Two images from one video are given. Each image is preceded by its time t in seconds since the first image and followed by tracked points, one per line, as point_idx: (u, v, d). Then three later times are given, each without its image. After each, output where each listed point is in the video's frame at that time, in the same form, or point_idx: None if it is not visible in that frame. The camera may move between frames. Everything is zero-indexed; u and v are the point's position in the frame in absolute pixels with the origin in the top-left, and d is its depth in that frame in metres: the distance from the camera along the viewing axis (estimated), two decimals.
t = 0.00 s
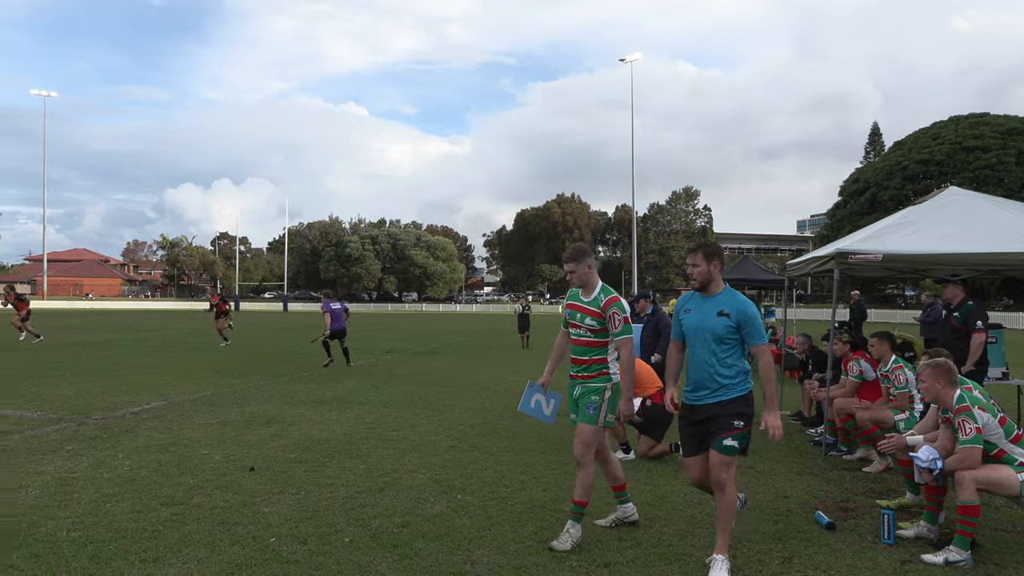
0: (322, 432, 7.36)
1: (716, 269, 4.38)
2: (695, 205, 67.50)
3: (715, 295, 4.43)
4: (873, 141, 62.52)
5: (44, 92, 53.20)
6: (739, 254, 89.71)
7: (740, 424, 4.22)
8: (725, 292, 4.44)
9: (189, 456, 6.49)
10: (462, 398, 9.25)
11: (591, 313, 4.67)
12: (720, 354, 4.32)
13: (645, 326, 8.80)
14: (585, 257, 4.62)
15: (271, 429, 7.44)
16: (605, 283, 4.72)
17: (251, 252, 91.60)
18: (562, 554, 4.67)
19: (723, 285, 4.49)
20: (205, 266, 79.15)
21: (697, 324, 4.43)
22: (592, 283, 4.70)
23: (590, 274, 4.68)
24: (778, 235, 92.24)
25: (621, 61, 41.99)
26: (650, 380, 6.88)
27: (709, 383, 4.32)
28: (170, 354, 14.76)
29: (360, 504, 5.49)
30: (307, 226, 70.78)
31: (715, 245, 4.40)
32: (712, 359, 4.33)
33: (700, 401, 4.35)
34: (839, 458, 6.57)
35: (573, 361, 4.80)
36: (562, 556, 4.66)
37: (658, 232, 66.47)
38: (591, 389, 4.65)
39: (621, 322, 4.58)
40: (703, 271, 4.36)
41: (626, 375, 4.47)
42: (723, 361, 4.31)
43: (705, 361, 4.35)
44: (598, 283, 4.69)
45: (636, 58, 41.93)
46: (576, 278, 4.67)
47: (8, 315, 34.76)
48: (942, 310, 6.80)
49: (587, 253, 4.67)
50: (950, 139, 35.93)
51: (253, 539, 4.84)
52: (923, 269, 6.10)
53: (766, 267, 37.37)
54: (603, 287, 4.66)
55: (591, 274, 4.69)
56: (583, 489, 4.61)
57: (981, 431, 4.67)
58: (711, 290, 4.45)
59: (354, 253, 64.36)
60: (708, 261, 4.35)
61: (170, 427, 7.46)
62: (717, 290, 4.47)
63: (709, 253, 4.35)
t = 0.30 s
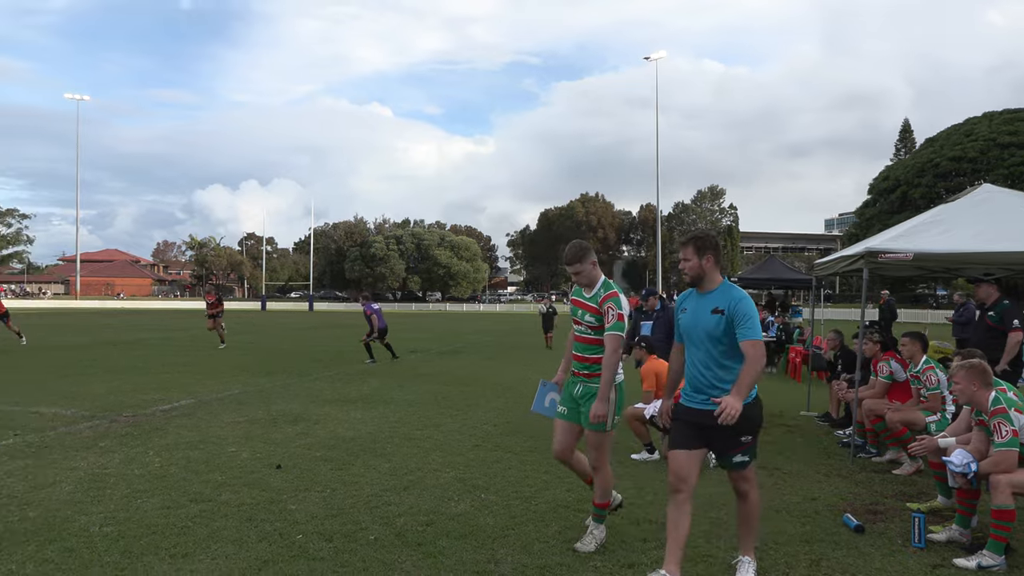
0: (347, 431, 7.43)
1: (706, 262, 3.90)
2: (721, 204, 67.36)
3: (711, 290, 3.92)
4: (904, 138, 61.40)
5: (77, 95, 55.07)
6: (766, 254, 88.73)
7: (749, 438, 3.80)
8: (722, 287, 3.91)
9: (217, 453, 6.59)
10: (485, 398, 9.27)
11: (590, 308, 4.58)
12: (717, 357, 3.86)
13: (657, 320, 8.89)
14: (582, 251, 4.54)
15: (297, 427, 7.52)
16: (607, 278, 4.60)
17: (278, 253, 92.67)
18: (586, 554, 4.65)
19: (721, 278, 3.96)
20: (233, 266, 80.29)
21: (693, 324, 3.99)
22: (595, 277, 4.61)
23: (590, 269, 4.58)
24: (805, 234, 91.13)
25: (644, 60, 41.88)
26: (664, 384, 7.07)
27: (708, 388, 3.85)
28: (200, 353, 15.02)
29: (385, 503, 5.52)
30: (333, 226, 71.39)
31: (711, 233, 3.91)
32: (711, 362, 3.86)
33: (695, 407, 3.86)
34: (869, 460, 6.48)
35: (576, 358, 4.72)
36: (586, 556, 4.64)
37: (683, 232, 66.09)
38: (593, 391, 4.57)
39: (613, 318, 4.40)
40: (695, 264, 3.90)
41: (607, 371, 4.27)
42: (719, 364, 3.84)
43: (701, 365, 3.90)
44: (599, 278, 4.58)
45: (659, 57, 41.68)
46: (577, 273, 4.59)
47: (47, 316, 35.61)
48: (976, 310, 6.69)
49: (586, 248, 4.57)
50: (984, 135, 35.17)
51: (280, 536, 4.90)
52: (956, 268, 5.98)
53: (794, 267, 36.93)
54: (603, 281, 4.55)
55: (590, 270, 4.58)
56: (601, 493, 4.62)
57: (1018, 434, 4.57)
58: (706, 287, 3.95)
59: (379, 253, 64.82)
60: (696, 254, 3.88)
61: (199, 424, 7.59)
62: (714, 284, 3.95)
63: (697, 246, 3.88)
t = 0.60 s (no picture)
0: (377, 428, 7.50)
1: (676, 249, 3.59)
2: (752, 202, 66.27)
3: (681, 281, 3.61)
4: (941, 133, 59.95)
5: (113, 99, 59.35)
6: (798, 251, 87.41)
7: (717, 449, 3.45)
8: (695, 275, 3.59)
9: (251, 450, 6.70)
10: (514, 396, 9.27)
11: (587, 310, 4.48)
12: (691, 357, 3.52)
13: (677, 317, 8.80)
14: (582, 249, 4.43)
15: (328, 424, 7.61)
16: (603, 278, 4.50)
17: (309, 252, 93.76)
18: (616, 554, 4.62)
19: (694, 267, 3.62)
20: (265, 265, 81.41)
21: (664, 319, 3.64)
22: (590, 277, 4.51)
23: (587, 267, 4.48)
24: (839, 232, 89.64)
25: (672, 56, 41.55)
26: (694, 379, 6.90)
27: (678, 392, 3.57)
28: (233, 351, 15.25)
29: (415, 500, 5.56)
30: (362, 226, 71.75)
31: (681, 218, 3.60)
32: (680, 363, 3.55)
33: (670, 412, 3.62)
34: (906, 462, 6.37)
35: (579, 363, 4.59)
36: (616, 556, 4.61)
37: (713, 229, 65.32)
38: (600, 401, 4.43)
39: (609, 320, 4.28)
40: (661, 253, 3.61)
41: (594, 372, 4.13)
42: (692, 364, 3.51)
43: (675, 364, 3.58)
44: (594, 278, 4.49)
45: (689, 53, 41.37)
46: (571, 271, 4.51)
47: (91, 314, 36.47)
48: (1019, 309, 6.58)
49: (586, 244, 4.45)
50: None
51: (312, 531, 4.96)
52: (997, 266, 5.84)
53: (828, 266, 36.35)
54: (599, 282, 4.45)
55: (587, 267, 4.49)
56: (625, 491, 4.61)
57: None
58: (678, 276, 3.63)
59: (407, 252, 65.22)
60: (666, 241, 3.59)
61: (232, 421, 7.71)
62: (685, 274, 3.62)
63: (669, 234, 3.59)
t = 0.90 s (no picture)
0: (412, 427, 7.57)
1: (658, 250, 3.23)
2: (788, 200, 64.96)
3: (662, 285, 3.24)
4: (987, 128, 58.06)
5: (155, 103, 60.94)
6: (836, 250, 85.68)
7: (680, 460, 3.11)
8: (679, 280, 3.23)
9: (288, 447, 6.81)
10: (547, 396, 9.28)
11: (582, 305, 4.37)
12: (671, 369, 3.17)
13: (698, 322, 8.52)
14: (573, 245, 4.47)
15: (363, 422, 7.71)
16: (596, 272, 4.41)
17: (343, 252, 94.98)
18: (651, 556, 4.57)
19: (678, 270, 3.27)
20: (300, 265, 82.74)
21: (641, 326, 3.26)
22: (582, 273, 4.47)
23: (580, 263, 4.47)
24: (878, 230, 87.60)
25: (706, 53, 41.17)
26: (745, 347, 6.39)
27: (647, 402, 3.25)
28: (271, 349, 15.55)
29: (449, 499, 5.61)
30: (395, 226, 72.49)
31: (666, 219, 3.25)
32: (651, 373, 3.23)
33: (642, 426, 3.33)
34: (949, 466, 6.20)
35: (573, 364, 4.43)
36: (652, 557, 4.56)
37: (748, 228, 64.38)
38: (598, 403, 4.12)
39: (608, 314, 4.16)
40: (643, 254, 3.27)
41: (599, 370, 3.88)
42: (674, 378, 3.16)
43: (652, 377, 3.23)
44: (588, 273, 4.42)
45: (723, 51, 40.98)
46: (563, 267, 4.49)
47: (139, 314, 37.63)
48: None
49: (575, 240, 4.48)
50: None
51: (347, 529, 5.03)
52: None
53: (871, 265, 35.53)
54: (594, 275, 4.35)
55: (579, 263, 4.47)
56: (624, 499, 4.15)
57: None
58: (659, 280, 3.27)
59: (440, 252, 65.68)
60: (648, 242, 3.25)
61: (270, 419, 7.86)
62: (667, 278, 3.25)
63: (653, 236, 3.25)
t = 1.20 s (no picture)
0: (434, 427, 7.61)
1: (584, 236, 2.88)
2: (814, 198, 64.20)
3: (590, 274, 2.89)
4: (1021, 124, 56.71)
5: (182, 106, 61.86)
6: (863, 249, 84.40)
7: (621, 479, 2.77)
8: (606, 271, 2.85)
9: (312, 446, 6.88)
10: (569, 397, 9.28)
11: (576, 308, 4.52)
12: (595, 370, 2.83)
13: (698, 324, 8.04)
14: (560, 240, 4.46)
15: (386, 422, 7.77)
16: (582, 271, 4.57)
17: (367, 252, 95.75)
18: (674, 558, 4.53)
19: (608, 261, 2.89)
20: (325, 265, 83.56)
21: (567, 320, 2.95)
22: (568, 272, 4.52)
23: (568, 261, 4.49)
24: (906, 228, 86.08)
25: (730, 51, 40.91)
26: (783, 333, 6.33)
27: (577, 406, 2.93)
28: (298, 348, 15.73)
29: (471, 498, 5.62)
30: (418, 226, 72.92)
31: (599, 200, 2.88)
32: (578, 375, 2.89)
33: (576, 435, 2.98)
34: (981, 469, 6.07)
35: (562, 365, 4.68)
36: (675, 559, 4.52)
37: (773, 227, 63.68)
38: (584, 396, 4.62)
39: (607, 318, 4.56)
40: (571, 240, 2.92)
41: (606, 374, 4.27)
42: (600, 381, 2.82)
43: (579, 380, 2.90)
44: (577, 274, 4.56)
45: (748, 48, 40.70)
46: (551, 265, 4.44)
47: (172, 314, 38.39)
48: None
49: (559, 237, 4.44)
50: None
51: (371, 527, 5.07)
52: None
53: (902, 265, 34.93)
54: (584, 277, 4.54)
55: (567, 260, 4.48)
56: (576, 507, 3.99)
57: None
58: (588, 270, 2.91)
59: (462, 252, 65.91)
60: (575, 228, 2.89)
61: (295, 417, 7.94)
62: (597, 268, 2.88)
63: (581, 220, 2.88)
